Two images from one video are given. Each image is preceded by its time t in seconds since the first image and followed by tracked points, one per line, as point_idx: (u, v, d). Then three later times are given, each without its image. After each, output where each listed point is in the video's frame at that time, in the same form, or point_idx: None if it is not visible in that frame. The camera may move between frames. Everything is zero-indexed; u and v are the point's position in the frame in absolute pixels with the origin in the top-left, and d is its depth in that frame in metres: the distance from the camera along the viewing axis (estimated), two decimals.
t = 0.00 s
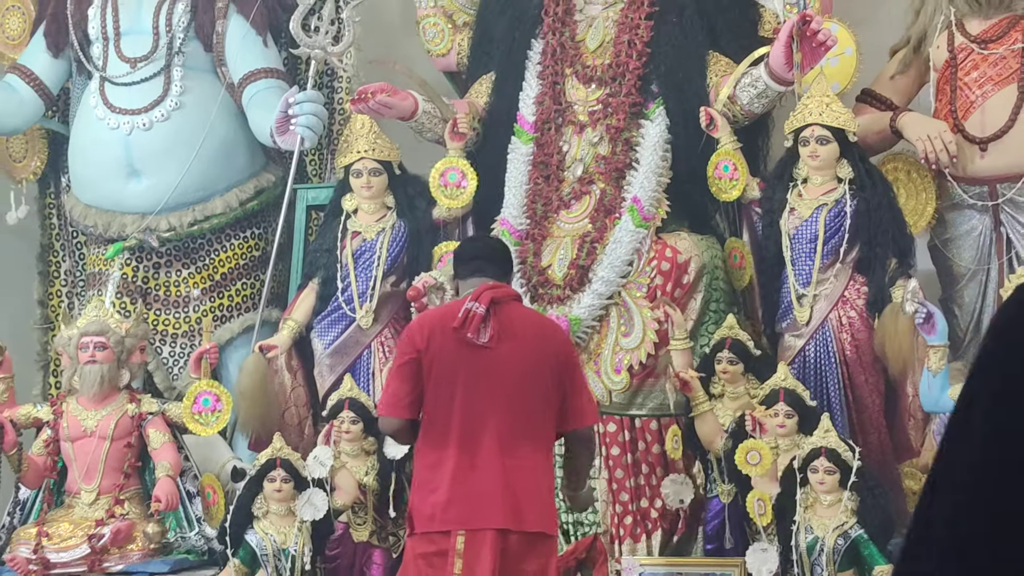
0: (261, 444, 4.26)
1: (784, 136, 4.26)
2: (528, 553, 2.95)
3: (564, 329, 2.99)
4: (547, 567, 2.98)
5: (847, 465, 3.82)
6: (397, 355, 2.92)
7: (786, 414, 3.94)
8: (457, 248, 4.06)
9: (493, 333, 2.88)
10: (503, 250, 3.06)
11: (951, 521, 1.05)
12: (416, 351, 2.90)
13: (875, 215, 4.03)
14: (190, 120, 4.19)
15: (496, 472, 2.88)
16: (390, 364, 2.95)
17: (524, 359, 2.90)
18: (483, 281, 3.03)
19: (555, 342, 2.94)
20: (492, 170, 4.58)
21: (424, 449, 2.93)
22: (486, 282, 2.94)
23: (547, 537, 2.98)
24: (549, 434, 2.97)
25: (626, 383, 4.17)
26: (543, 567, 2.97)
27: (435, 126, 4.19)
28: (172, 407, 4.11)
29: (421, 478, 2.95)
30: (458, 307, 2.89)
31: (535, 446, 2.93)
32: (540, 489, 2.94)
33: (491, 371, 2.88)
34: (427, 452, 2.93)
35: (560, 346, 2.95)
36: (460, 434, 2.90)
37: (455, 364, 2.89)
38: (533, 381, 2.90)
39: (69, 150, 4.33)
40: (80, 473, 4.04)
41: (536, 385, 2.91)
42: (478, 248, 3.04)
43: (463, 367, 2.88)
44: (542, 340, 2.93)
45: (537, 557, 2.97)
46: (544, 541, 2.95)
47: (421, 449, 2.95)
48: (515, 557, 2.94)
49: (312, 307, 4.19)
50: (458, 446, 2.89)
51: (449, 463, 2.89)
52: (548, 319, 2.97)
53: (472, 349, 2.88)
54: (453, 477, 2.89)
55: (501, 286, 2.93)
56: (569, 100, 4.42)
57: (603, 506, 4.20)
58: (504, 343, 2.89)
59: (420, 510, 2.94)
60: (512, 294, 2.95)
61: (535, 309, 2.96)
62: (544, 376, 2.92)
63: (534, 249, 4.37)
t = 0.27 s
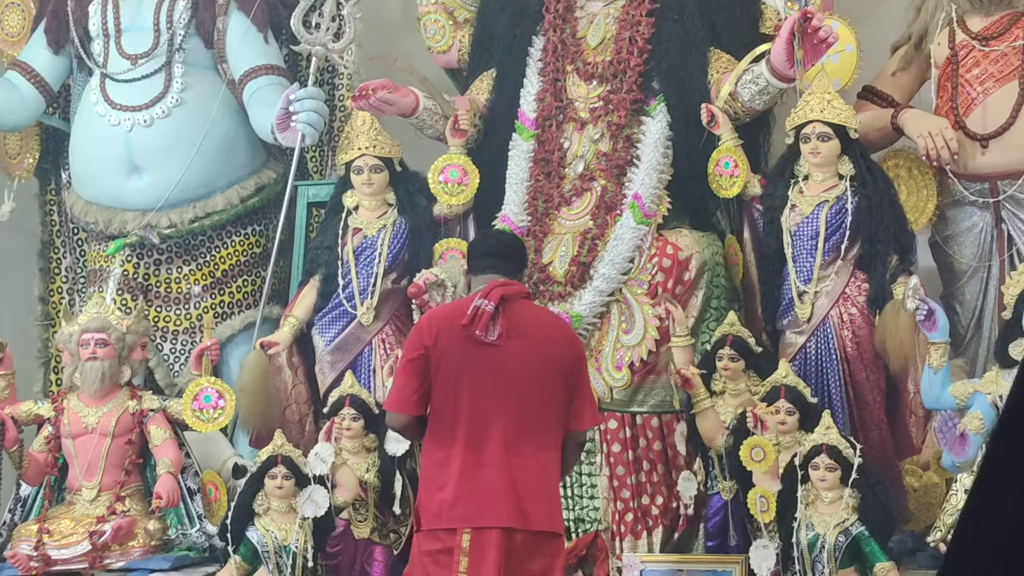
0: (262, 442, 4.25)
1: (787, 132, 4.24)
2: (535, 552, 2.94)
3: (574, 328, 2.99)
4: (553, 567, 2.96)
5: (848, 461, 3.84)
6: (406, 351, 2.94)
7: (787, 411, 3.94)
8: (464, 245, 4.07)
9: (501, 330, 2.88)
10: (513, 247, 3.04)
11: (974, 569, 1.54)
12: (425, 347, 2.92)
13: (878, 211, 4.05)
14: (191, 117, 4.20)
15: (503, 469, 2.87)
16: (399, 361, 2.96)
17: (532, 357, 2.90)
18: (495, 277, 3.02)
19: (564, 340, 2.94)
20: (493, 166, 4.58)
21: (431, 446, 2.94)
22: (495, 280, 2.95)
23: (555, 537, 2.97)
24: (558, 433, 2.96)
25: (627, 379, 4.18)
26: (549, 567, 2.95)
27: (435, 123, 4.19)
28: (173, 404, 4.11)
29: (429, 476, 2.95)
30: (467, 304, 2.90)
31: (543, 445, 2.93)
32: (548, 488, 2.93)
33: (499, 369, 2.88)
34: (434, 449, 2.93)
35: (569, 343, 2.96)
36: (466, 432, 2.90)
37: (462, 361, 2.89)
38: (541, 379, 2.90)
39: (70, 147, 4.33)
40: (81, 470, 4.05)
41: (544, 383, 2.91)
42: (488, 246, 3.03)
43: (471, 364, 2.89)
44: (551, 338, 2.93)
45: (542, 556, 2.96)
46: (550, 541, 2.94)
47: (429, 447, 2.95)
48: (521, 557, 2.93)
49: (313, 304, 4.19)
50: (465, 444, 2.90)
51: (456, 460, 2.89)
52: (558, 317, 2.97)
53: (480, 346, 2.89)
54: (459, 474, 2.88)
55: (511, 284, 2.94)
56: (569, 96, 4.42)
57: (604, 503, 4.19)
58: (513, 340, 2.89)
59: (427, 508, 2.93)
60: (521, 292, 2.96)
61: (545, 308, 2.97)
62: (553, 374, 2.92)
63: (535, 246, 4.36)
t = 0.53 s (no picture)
0: (265, 437, 4.22)
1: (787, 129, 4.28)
2: (537, 548, 2.95)
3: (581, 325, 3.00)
4: (556, 563, 2.97)
5: (848, 456, 3.87)
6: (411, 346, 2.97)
7: (788, 407, 3.98)
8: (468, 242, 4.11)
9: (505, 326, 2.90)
10: (525, 242, 3.06)
11: None
12: (429, 342, 2.95)
13: (878, 208, 4.09)
14: (194, 114, 4.21)
15: (505, 465, 2.89)
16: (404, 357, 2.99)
17: (535, 353, 2.91)
18: (501, 272, 3.04)
19: (569, 337, 2.95)
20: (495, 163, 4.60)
21: (435, 441, 2.96)
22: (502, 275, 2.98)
23: (557, 534, 2.97)
24: (562, 430, 2.97)
25: (628, 375, 4.20)
26: (551, 564, 2.95)
27: (438, 120, 4.22)
28: (177, 400, 4.14)
29: (432, 471, 2.98)
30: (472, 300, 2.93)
31: (546, 441, 2.94)
32: (551, 484, 2.94)
33: (502, 364, 2.90)
34: (437, 444, 2.96)
35: (574, 339, 2.96)
36: (469, 427, 2.92)
37: (465, 357, 2.92)
38: (545, 375, 2.91)
39: (74, 144, 4.35)
40: (85, 465, 4.07)
41: (548, 379, 2.92)
42: (496, 242, 3.05)
43: (474, 360, 2.91)
44: (556, 334, 2.94)
45: (545, 553, 2.96)
46: (552, 538, 2.94)
47: (433, 442, 2.97)
48: (523, 553, 2.94)
49: (316, 300, 4.22)
50: (467, 439, 2.92)
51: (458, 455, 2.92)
52: (564, 314, 2.98)
53: (483, 342, 2.91)
54: (461, 469, 2.91)
55: (516, 280, 2.96)
56: (571, 94, 4.44)
57: (605, 498, 4.22)
58: (516, 336, 2.91)
59: (429, 503, 2.96)
60: (528, 288, 2.97)
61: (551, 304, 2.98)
62: (557, 370, 2.93)
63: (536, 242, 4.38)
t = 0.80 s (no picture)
0: (276, 427, 4.39)
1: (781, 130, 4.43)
2: (531, 536, 3.06)
3: (577, 320, 3.09)
4: (552, 550, 3.09)
5: (840, 447, 4.00)
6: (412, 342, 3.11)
7: (782, 399, 4.12)
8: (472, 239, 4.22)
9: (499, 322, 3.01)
10: (526, 239, 3.15)
11: None
12: (428, 338, 3.08)
13: (866, 208, 4.24)
14: (207, 116, 4.35)
15: (498, 456, 3.01)
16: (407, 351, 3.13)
17: (528, 347, 3.02)
18: (501, 267, 3.15)
19: (562, 331, 3.05)
20: (498, 164, 4.73)
21: (434, 432, 3.10)
22: (498, 272, 3.09)
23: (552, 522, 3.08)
24: (555, 422, 3.08)
25: (628, 369, 4.32)
26: (546, 550, 3.08)
27: (443, 122, 4.35)
28: (191, 393, 4.28)
29: (432, 461, 3.11)
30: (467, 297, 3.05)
31: (539, 433, 3.05)
32: (543, 474, 3.05)
33: (496, 359, 3.02)
34: (437, 435, 3.09)
35: (567, 335, 3.06)
36: (465, 419, 3.05)
37: (461, 351, 3.04)
38: (537, 369, 3.02)
39: (91, 145, 4.49)
40: (102, 455, 4.24)
41: (540, 373, 3.02)
42: (497, 239, 3.16)
43: (470, 355, 3.03)
44: (549, 329, 3.04)
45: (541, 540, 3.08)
46: (546, 526, 3.05)
47: (433, 433, 3.11)
48: (518, 541, 3.06)
49: (325, 296, 4.35)
50: (462, 431, 3.05)
51: (455, 446, 3.05)
52: (559, 308, 3.08)
53: (478, 337, 3.03)
54: (457, 460, 3.04)
55: (512, 277, 3.06)
56: (571, 96, 4.57)
57: (604, 488, 4.36)
58: (510, 331, 3.02)
59: (429, 491, 3.10)
60: (523, 284, 3.08)
61: (546, 300, 3.08)
62: (550, 365, 3.04)
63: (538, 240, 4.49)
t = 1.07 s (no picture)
0: (281, 420, 4.50)
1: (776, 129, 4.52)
2: (523, 526, 3.06)
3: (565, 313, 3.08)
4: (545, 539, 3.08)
5: (833, 439, 4.11)
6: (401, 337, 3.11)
7: (776, 392, 4.23)
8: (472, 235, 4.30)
9: (486, 317, 3.01)
10: (517, 235, 3.15)
11: None
12: (417, 333, 3.08)
13: (862, 205, 4.35)
14: (215, 115, 4.45)
15: (487, 449, 3.01)
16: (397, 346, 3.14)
17: (516, 341, 3.01)
18: (493, 264, 3.14)
19: (550, 324, 3.04)
20: (499, 162, 4.82)
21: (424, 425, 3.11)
22: (487, 267, 3.09)
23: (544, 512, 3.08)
24: (545, 415, 3.07)
25: (626, 363, 4.40)
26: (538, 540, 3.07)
27: (445, 121, 4.46)
28: (199, 386, 4.38)
29: (423, 453, 3.12)
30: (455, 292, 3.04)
31: (528, 425, 3.05)
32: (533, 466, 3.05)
33: (484, 353, 3.02)
34: (426, 428, 3.10)
35: (555, 328, 3.05)
36: (454, 412, 3.05)
37: (450, 347, 3.04)
38: (525, 363, 3.02)
39: (101, 144, 4.59)
40: (112, 447, 4.34)
41: (528, 367, 3.02)
42: (486, 235, 3.14)
43: (458, 349, 3.03)
44: (537, 323, 3.03)
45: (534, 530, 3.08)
46: (538, 516, 3.06)
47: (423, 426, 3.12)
48: (510, 530, 3.06)
49: (330, 292, 4.44)
50: (452, 424, 3.05)
51: (446, 439, 3.06)
52: (547, 302, 3.07)
53: (465, 332, 3.02)
54: (447, 452, 3.05)
55: (499, 272, 3.06)
56: (571, 96, 4.67)
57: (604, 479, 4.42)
58: (498, 326, 3.02)
59: (421, 483, 3.11)
60: (511, 278, 3.07)
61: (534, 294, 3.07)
62: (538, 358, 3.03)
63: (538, 237, 4.57)
